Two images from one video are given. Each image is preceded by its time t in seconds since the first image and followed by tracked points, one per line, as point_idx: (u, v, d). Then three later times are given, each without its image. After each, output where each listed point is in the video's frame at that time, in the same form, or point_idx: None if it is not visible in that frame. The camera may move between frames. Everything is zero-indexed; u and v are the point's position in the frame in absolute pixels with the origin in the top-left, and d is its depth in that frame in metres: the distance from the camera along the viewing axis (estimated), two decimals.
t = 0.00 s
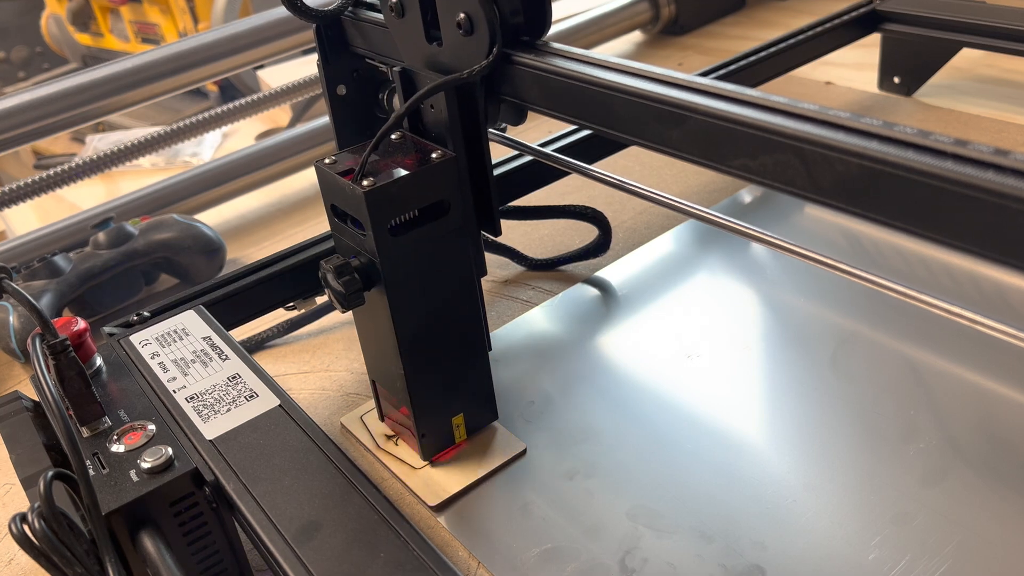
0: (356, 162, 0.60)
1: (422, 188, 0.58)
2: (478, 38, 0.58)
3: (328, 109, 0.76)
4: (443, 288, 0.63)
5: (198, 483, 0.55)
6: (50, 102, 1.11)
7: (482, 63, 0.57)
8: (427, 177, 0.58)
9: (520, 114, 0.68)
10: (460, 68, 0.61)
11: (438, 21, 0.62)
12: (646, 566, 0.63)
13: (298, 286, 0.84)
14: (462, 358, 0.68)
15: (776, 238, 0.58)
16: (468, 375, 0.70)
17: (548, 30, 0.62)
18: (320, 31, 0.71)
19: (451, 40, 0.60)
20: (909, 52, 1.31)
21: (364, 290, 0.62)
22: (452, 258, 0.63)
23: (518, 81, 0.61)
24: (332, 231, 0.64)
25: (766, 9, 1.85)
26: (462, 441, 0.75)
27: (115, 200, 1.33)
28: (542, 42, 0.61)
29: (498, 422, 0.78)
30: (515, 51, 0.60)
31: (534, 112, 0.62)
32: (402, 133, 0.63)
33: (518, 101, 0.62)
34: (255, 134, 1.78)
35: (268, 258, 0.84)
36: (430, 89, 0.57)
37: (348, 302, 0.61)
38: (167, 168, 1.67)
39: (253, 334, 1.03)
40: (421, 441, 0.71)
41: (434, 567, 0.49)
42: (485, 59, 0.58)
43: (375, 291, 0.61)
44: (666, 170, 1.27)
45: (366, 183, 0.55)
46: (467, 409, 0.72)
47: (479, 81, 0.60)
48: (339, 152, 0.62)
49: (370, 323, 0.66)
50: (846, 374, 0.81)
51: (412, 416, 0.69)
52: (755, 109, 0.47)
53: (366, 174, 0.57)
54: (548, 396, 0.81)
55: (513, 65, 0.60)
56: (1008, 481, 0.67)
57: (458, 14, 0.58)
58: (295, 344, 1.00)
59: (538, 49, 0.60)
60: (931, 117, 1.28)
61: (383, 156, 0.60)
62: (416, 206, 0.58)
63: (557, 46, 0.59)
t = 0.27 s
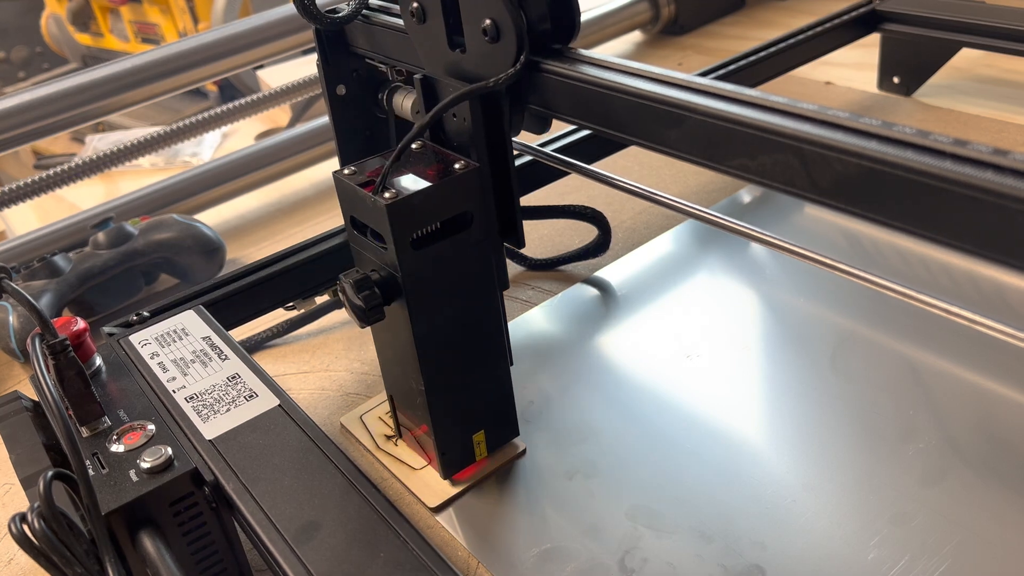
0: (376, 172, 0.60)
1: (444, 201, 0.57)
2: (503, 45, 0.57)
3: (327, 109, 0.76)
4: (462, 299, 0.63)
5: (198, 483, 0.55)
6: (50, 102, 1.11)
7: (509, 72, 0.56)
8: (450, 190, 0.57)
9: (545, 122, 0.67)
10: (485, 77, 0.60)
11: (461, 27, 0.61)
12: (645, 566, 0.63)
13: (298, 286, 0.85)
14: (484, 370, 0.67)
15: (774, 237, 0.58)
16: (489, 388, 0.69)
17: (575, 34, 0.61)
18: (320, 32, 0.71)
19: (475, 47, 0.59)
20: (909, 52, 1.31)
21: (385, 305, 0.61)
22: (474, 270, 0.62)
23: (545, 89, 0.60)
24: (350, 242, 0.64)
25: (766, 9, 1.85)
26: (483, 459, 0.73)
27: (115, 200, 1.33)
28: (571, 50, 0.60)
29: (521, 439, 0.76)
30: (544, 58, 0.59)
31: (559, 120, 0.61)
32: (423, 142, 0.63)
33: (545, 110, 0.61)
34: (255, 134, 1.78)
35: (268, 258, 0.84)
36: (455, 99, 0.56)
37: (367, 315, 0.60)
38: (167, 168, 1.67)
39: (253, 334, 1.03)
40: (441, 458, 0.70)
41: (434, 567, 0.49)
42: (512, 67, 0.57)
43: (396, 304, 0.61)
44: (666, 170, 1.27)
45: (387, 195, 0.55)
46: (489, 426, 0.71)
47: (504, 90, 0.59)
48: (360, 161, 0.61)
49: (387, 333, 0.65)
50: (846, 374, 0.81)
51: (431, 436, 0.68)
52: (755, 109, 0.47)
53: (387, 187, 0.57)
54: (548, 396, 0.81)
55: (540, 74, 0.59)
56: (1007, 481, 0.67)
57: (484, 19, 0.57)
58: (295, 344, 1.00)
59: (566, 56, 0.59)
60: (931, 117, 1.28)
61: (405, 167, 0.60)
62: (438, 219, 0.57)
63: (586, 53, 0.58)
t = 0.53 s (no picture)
0: (363, 165, 0.60)
1: (429, 192, 0.57)
2: (487, 40, 0.58)
3: (327, 109, 0.76)
4: (450, 291, 0.63)
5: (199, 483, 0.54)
6: (50, 102, 1.10)
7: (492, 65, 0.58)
8: (435, 180, 0.57)
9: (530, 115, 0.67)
10: (469, 71, 0.61)
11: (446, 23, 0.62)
12: (645, 566, 0.63)
13: (298, 286, 0.84)
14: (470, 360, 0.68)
15: (774, 236, 0.58)
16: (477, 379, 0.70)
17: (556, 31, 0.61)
18: (320, 32, 0.71)
19: (460, 42, 0.60)
20: (909, 52, 1.31)
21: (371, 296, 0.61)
22: (462, 263, 0.63)
23: (528, 84, 0.60)
24: (339, 235, 0.64)
25: (766, 9, 1.85)
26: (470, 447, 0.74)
27: (115, 200, 1.33)
28: (554, 45, 0.60)
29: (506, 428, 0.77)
30: (526, 53, 0.60)
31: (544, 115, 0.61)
32: (410, 137, 0.63)
33: (529, 105, 0.62)
34: (255, 134, 1.78)
35: (268, 258, 0.84)
36: (438, 93, 0.57)
37: (355, 306, 0.60)
38: (167, 168, 1.67)
39: (254, 334, 1.02)
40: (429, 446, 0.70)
41: (434, 567, 0.49)
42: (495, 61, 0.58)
43: (382, 295, 0.61)
44: (666, 170, 1.27)
45: (372, 186, 0.55)
46: (475, 416, 0.72)
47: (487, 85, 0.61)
48: (346, 156, 0.62)
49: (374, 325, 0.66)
50: (846, 374, 0.81)
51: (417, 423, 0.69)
52: (755, 109, 0.47)
53: (373, 178, 0.57)
54: (548, 396, 0.81)
55: (523, 69, 0.60)
56: (1008, 482, 0.67)
57: (468, 15, 0.58)
58: (295, 344, 1.00)
59: (549, 51, 0.59)
60: (931, 117, 1.28)
61: (390, 160, 0.60)
62: (424, 210, 0.58)
63: (568, 48, 0.58)
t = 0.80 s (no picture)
0: (348, 157, 0.60)
1: (412, 182, 0.58)
2: (467, 35, 0.59)
3: (328, 109, 0.75)
4: (434, 282, 0.63)
5: (199, 483, 0.54)
6: (50, 102, 1.10)
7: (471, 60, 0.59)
8: (418, 172, 0.58)
9: (512, 110, 0.70)
10: (450, 65, 0.63)
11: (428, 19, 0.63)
12: (646, 566, 0.63)
13: (298, 286, 0.84)
14: (456, 352, 0.68)
15: (775, 237, 0.58)
16: (463, 370, 0.70)
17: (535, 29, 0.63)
18: (319, 30, 0.71)
19: (442, 38, 0.62)
20: (909, 52, 1.31)
21: (355, 285, 0.62)
22: (446, 254, 0.63)
23: (506, 77, 0.62)
24: (324, 226, 0.64)
25: (766, 9, 1.85)
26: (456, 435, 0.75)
27: (115, 200, 1.33)
28: (532, 39, 0.62)
29: (491, 418, 0.78)
30: (504, 47, 0.61)
31: (524, 109, 0.62)
32: (394, 129, 0.63)
33: (510, 99, 0.63)
34: (255, 134, 1.78)
35: (267, 259, 0.84)
36: (420, 86, 0.57)
37: (340, 296, 0.61)
38: (167, 168, 1.67)
39: (254, 334, 1.02)
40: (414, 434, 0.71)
41: (434, 567, 0.49)
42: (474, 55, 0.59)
43: (367, 285, 0.61)
44: (665, 170, 1.27)
45: (356, 177, 0.55)
46: (460, 403, 0.72)
47: (467, 77, 0.61)
48: (332, 148, 0.62)
49: (360, 316, 0.66)
50: (846, 374, 0.81)
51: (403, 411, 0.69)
52: (755, 109, 0.47)
53: (357, 169, 0.57)
54: (548, 396, 0.81)
55: (502, 63, 0.61)
56: (1008, 482, 0.67)
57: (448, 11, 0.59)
58: (295, 344, 1.00)
59: (527, 46, 0.61)
60: (931, 117, 1.28)
61: (374, 152, 0.60)
62: (407, 201, 0.58)
63: (546, 44, 0.60)
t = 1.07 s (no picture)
0: (334, 151, 0.61)
1: (397, 174, 0.58)
2: (448, 31, 0.60)
3: (327, 109, 0.75)
4: (419, 275, 0.64)
5: (198, 483, 0.54)
6: (50, 102, 1.10)
7: (454, 55, 0.59)
8: (401, 165, 0.58)
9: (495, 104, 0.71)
10: (432, 60, 0.63)
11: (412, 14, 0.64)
12: (645, 566, 0.63)
13: (298, 286, 0.84)
14: (441, 342, 0.69)
15: (775, 237, 0.58)
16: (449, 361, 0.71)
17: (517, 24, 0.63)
18: (319, 30, 0.71)
19: (425, 34, 0.62)
20: (909, 52, 1.31)
21: (342, 276, 0.62)
22: (433, 249, 0.64)
23: (488, 72, 0.62)
24: (312, 219, 0.64)
25: (766, 9, 1.85)
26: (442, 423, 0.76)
27: (115, 199, 1.33)
28: (514, 35, 0.62)
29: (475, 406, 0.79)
30: (485, 43, 0.62)
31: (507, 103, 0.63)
32: (380, 124, 0.64)
33: (490, 93, 0.63)
34: (255, 134, 1.78)
35: (267, 259, 0.83)
36: (403, 80, 0.58)
37: (327, 287, 0.61)
38: (167, 168, 1.67)
39: (254, 334, 1.02)
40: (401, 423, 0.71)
41: (433, 567, 0.49)
42: (455, 51, 0.60)
43: (353, 276, 0.62)
44: (665, 170, 1.27)
45: (342, 169, 0.56)
46: (445, 393, 0.73)
47: (449, 72, 0.63)
48: (318, 142, 0.63)
49: (348, 308, 0.66)
50: (846, 374, 0.81)
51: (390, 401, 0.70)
52: (755, 109, 0.47)
53: (343, 162, 0.58)
54: (549, 396, 0.81)
55: (483, 58, 0.62)
56: (1007, 482, 0.67)
57: (430, 7, 0.60)
58: (295, 344, 1.00)
59: (510, 42, 0.61)
60: (931, 117, 1.28)
61: (359, 145, 0.61)
62: (391, 193, 0.59)
63: (529, 40, 0.61)
